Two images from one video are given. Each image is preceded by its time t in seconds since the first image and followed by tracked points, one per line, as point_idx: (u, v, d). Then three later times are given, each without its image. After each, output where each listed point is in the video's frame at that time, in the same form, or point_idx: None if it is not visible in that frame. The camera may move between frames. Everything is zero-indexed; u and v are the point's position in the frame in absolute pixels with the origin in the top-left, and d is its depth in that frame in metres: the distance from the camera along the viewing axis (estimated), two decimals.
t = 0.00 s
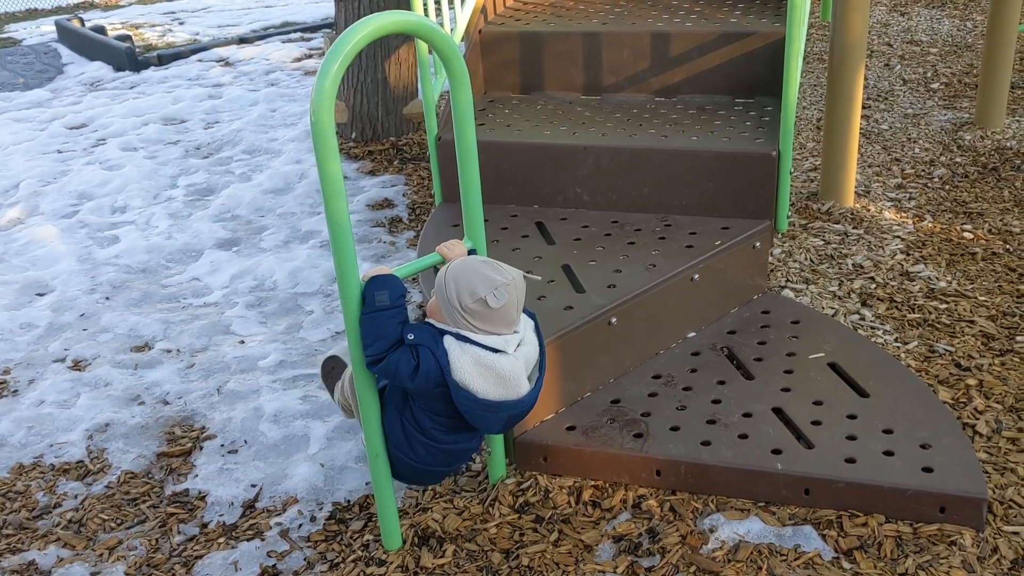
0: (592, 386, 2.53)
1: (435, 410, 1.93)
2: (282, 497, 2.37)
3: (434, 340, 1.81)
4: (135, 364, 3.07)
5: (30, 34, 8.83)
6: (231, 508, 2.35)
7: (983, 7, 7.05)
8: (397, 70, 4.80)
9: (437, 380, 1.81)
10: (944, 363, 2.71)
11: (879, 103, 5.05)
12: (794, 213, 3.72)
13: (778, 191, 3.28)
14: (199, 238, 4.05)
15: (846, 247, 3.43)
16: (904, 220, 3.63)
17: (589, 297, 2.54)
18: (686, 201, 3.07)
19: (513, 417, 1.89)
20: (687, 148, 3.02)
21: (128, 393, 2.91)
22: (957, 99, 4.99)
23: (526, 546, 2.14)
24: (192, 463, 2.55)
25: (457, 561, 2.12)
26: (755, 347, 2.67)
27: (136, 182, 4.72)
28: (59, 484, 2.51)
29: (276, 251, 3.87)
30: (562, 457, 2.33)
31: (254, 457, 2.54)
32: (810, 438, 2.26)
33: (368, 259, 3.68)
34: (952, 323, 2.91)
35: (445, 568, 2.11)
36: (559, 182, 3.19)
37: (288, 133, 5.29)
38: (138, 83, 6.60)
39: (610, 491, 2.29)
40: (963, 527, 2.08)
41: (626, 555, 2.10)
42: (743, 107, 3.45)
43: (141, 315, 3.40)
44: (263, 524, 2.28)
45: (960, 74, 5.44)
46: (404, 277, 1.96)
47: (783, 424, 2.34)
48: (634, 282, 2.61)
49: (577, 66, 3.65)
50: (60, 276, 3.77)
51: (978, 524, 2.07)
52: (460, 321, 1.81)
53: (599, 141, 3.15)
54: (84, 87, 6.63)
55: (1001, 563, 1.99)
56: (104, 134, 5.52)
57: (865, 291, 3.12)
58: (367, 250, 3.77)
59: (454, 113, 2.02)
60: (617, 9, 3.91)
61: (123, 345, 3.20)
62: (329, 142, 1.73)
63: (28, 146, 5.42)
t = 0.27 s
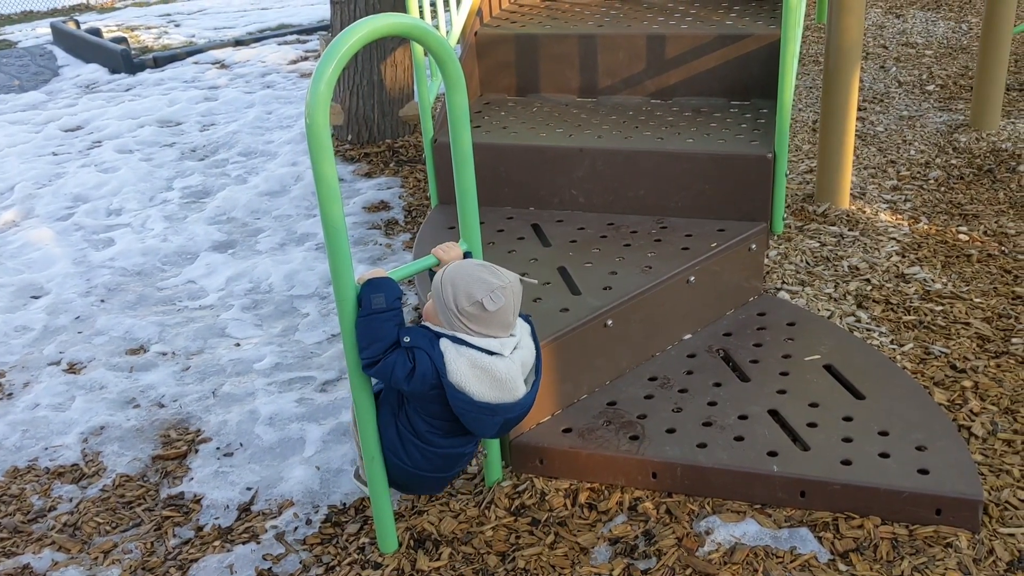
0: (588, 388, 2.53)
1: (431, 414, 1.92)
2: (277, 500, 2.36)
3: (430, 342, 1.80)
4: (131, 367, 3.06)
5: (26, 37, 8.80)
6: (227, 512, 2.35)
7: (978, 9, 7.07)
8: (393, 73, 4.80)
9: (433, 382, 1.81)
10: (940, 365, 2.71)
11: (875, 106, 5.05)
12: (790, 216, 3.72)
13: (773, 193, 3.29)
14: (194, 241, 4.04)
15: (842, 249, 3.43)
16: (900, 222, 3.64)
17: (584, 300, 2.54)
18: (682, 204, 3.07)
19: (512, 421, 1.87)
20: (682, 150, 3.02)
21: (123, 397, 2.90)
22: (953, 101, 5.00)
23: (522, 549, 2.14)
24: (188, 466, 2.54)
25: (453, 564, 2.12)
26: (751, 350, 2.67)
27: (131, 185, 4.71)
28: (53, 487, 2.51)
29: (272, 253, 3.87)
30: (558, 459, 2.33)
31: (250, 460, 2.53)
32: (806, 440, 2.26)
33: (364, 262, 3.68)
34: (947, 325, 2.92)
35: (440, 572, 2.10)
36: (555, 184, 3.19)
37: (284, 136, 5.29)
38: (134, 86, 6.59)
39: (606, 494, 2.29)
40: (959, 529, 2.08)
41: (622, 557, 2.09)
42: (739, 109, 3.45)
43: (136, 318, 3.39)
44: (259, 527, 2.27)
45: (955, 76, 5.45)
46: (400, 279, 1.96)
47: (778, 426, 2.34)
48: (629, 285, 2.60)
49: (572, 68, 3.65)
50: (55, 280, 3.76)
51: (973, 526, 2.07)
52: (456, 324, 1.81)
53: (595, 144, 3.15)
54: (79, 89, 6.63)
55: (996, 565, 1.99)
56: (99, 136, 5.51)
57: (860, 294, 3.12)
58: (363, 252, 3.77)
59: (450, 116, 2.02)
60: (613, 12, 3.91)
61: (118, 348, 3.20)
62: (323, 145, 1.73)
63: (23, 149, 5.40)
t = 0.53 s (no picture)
0: (588, 389, 2.53)
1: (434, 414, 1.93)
2: (278, 500, 2.36)
3: (427, 339, 1.82)
4: (130, 367, 3.06)
5: (26, 37, 8.79)
6: (227, 512, 2.35)
7: (978, 10, 7.06)
8: (393, 73, 4.80)
9: (432, 379, 1.82)
10: (940, 366, 2.71)
11: (875, 106, 5.05)
12: (790, 216, 3.72)
13: (774, 193, 3.28)
14: (194, 241, 4.04)
15: (842, 249, 3.43)
16: (900, 222, 3.63)
17: (585, 300, 2.54)
18: (682, 204, 3.07)
19: (513, 414, 1.88)
20: (683, 151, 3.02)
21: (123, 397, 2.89)
22: (953, 101, 5.00)
23: (522, 549, 2.14)
24: (188, 467, 2.54)
25: (453, 564, 2.11)
26: (751, 350, 2.66)
27: (131, 185, 4.71)
28: (54, 487, 2.50)
29: (272, 254, 3.86)
30: (558, 459, 2.33)
31: (250, 460, 2.53)
32: (807, 440, 2.26)
33: (364, 262, 3.67)
34: (948, 325, 2.92)
35: (441, 572, 2.10)
36: (555, 184, 3.19)
37: (284, 136, 5.29)
38: (134, 86, 6.58)
39: (606, 494, 2.28)
40: (960, 529, 2.08)
41: (622, 558, 2.09)
42: (739, 109, 3.45)
43: (136, 318, 3.39)
44: (259, 528, 2.27)
45: (956, 76, 5.45)
46: (400, 280, 1.96)
47: (779, 426, 2.33)
48: (630, 285, 2.60)
49: (572, 68, 3.65)
50: (55, 280, 3.76)
51: (974, 527, 2.07)
52: (452, 319, 1.83)
53: (595, 144, 3.14)
54: (79, 89, 6.62)
55: (997, 565, 1.99)
56: (99, 136, 5.50)
57: (861, 294, 3.12)
58: (363, 252, 3.77)
59: (449, 116, 2.02)
60: (614, 12, 3.91)
61: (118, 348, 3.19)
62: (323, 145, 1.72)
63: (23, 149, 5.40)
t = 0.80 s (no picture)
0: (590, 389, 2.53)
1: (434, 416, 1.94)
2: (279, 500, 2.36)
3: (430, 344, 1.81)
4: (131, 367, 3.06)
5: (26, 37, 8.79)
6: (228, 512, 2.35)
7: (978, 10, 7.06)
8: (393, 73, 4.80)
9: (435, 384, 1.82)
10: (941, 366, 2.71)
11: (876, 106, 5.05)
12: (791, 216, 3.72)
13: (774, 193, 3.28)
14: (194, 241, 4.03)
15: (843, 249, 3.43)
16: (901, 222, 3.63)
17: (586, 300, 2.54)
18: (683, 204, 3.07)
19: (515, 421, 1.87)
20: (683, 151, 3.02)
21: (124, 397, 2.89)
22: (953, 101, 5.00)
23: (524, 549, 2.14)
24: (188, 467, 2.54)
25: (455, 564, 2.11)
26: (752, 350, 2.66)
27: (132, 185, 4.71)
28: (54, 487, 2.50)
29: (273, 254, 3.86)
30: (559, 460, 2.33)
31: (251, 460, 2.53)
32: (808, 441, 2.26)
33: (364, 262, 3.67)
34: (949, 325, 2.92)
35: (442, 572, 2.10)
36: (556, 184, 3.19)
37: (284, 136, 5.28)
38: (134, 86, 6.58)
39: (608, 494, 2.28)
40: (961, 529, 2.08)
41: (624, 558, 2.09)
42: (740, 109, 3.44)
43: (136, 318, 3.39)
44: (260, 528, 2.27)
45: (956, 76, 5.45)
46: (401, 280, 1.96)
47: (781, 426, 2.33)
48: (631, 285, 2.60)
49: (573, 68, 3.65)
50: (55, 279, 3.76)
51: (975, 527, 2.07)
52: (457, 326, 1.81)
53: (596, 144, 3.14)
54: (80, 89, 6.62)
55: (999, 565, 1.99)
56: (100, 136, 5.50)
57: (862, 294, 3.12)
58: (364, 252, 3.76)
59: (451, 115, 2.02)
60: (614, 12, 3.91)
61: (118, 348, 3.19)
62: (325, 145, 1.72)
63: (23, 149, 5.39)
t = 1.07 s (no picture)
0: (590, 389, 2.53)
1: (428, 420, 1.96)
2: (279, 500, 2.36)
3: (432, 356, 1.82)
4: (131, 367, 3.06)
5: (26, 37, 8.78)
6: (228, 512, 2.34)
7: (979, 10, 7.06)
8: (393, 72, 4.80)
9: (434, 396, 1.83)
10: (942, 366, 2.70)
11: (876, 105, 5.05)
12: (791, 216, 3.71)
13: (775, 193, 3.28)
14: (195, 241, 4.03)
15: (844, 249, 3.43)
16: (901, 222, 3.63)
17: (587, 300, 2.54)
18: (684, 204, 3.07)
19: (507, 435, 1.90)
20: (684, 150, 3.02)
21: (124, 397, 2.89)
22: (954, 101, 5.00)
23: (524, 549, 2.14)
24: (189, 467, 2.54)
25: (455, 564, 2.11)
26: (753, 350, 2.66)
27: (132, 185, 4.71)
28: (54, 487, 2.50)
29: (273, 254, 3.86)
30: (559, 460, 2.33)
31: (251, 461, 2.53)
32: (809, 441, 2.26)
33: (365, 262, 3.67)
34: (949, 325, 2.91)
35: (443, 572, 2.10)
36: (556, 184, 3.19)
37: (284, 136, 5.28)
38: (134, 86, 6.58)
39: (608, 494, 2.28)
40: (962, 529, 2.08)
41: (624, 558, 2.09)
42: (740, 109, 3.44)
43: (136, 318, 3.39)
44: (261, 528, 2.27)
45: (957, 76, 5.45)
46: (402, 280, 1.96)
47: (781, 426, 2.33)
48: (631, 285, 2.60)
49: (573, 68, 3.65)
50: (55, 279, 3.76)
51: (976, 527, 2.07)
52: (458, 340, 1.81)
53: (596, 143, 3.14)
54: (80, 89, 6.62)
55: (1000, 565, 1.99)
56: (100, 136, 5.50)
57: (862, 294, 3.12)
58: (364, 252, 3.76)
59: (452, 115, 2.02)
60: (614, 12, 3.91)
61: (119, 348, 3.19)
62: (326, 145, 1.72)
63: (23, 149, 5.39)
